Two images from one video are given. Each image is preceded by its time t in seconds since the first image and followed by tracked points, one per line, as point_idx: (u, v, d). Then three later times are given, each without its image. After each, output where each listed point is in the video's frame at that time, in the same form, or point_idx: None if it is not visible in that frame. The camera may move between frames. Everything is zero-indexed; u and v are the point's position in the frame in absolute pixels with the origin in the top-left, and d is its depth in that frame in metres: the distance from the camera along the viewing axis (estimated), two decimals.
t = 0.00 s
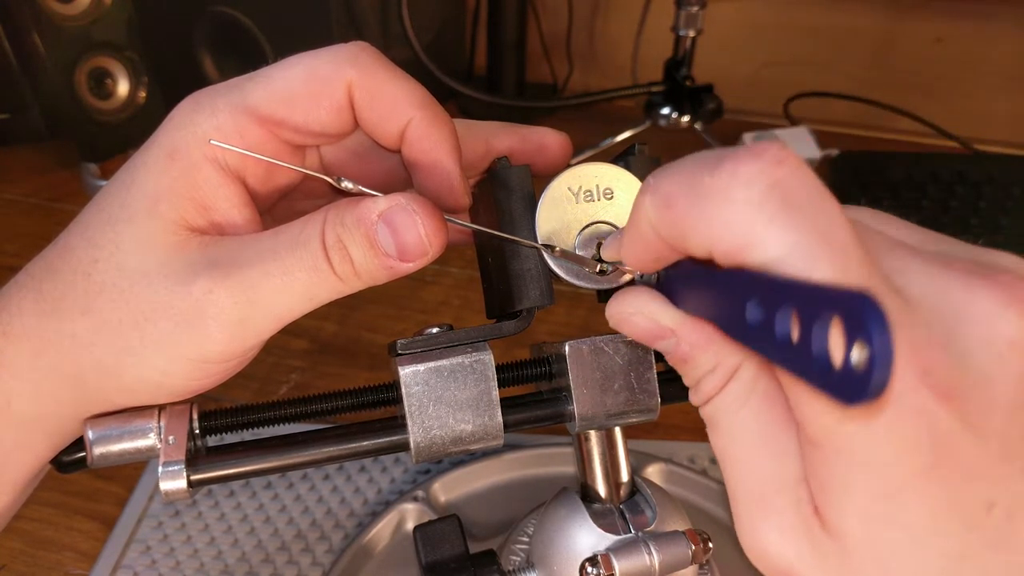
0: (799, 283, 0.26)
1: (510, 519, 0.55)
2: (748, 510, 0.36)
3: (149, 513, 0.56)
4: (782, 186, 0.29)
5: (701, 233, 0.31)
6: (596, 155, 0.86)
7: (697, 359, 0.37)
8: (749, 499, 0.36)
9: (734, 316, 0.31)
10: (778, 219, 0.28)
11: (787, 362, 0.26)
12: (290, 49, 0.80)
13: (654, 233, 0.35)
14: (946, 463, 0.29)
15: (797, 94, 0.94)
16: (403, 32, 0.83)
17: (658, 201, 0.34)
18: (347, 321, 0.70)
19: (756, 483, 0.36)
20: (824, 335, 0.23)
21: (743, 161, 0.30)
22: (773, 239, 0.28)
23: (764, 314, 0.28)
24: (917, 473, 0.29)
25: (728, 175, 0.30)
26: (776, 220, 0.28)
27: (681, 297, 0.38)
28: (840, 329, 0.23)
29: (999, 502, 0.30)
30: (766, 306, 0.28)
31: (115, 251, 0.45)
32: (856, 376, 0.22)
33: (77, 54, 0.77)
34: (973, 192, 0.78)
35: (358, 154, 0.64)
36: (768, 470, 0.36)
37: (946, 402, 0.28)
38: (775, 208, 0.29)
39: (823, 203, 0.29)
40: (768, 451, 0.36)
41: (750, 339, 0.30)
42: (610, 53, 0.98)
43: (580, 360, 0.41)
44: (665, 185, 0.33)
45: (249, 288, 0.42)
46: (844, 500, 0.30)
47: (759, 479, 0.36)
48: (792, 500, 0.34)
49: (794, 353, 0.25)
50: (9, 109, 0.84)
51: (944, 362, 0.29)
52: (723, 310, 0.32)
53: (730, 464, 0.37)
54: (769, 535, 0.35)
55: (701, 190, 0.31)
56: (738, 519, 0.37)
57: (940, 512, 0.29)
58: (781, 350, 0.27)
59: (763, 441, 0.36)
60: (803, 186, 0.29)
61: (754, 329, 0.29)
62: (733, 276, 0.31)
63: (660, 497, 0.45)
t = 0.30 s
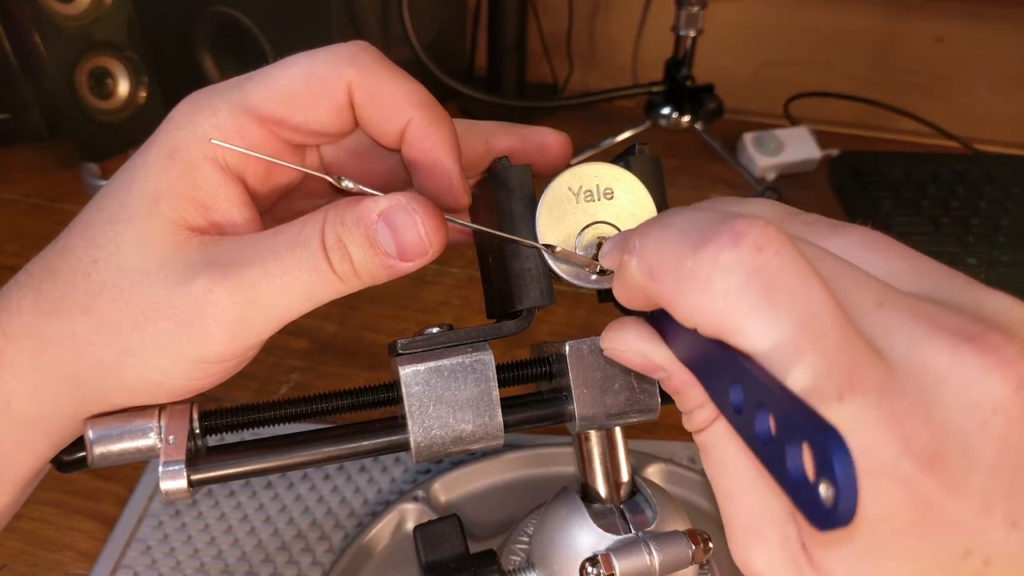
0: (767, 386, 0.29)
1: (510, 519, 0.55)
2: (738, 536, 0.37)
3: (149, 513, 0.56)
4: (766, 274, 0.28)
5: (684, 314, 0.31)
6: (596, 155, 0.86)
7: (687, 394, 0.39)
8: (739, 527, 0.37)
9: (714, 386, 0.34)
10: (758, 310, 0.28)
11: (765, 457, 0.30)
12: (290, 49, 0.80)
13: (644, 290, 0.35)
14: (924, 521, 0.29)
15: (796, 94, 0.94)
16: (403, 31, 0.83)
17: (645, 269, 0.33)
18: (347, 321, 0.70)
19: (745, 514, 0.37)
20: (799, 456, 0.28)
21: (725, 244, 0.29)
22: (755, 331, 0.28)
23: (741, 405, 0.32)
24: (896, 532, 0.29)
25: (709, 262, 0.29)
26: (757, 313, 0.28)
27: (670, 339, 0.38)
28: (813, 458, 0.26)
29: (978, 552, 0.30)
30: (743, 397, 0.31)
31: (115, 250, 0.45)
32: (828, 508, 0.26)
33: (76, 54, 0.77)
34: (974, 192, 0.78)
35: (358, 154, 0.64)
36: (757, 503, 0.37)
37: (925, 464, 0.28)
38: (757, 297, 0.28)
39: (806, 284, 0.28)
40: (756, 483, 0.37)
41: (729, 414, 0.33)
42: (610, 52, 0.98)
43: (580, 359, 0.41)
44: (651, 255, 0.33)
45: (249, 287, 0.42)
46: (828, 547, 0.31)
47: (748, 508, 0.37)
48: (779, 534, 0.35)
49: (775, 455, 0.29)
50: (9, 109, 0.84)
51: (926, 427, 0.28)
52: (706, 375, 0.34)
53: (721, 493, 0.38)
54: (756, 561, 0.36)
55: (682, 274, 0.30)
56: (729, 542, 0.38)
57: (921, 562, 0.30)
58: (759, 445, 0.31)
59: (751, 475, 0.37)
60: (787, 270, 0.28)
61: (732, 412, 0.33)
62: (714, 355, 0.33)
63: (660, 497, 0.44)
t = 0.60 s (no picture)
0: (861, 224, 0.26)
1: (510, 519, 0.55)
2: (781, 484, 0.34)
3: (149, 513, 0.56)
4: (837, 150, 0.29)
5: (752, 200, 0.32)
6: (596, 155, 0.86)
7: (724, 335, 0.36)
8: (781, 474, 0.34)
9: (776, 277, 0.31)
10: (834, 179, 0.29)
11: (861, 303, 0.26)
12: (290, 49, 0.80)
13: (692, 202, 0.36)
14: (1002, 415, 0.28)
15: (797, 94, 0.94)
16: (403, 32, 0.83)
17: (703, 170, 0.34)
18: (347, 321, 0.70)
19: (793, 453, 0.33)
20: (911, 262, 0.24)
21: (797, 128, 0.30)
22: (831, 197, 0.29)
23: (825, 265, 0.28)
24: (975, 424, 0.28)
25: (782, 140, 0.30)
26: (835, 179, 0.29)
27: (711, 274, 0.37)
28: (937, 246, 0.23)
29: None
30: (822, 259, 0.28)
31: (114, 251, 0.45)
32: (958, 292, 0.22)
33: (76, 54, 0.77)
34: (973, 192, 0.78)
35: (358, 154, 0.64)
36: (803, 443, 0.33)
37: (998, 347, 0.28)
38: (832, 169, 0.29)
39: (872, 168, 0.29)
40: (805, 420, 0.33)
41: (800, 290, 0.30)
42: (610, 53, 0.98)
43: (580, 359, 0.41)
44: (712, 154, 0.34)
45: (248, 288, 0.42)
46: (904, 451, 0.29)
47: (794, 451, 0.33)
48: (832, 470, 0.32)
49: (877, 287, 0.25)
50: (9, 109, 0.84)
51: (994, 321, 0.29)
52: (764, 270, 0.32)
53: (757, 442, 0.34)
54: (805, 510, 0.32)
55: (752, 158, 0.31)
56: (768, 498, 0.34)
57: (1002, 467, 0.28)
58: (848, 294, 0.26)
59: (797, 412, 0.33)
60: (856, 153, 0.30)
61: (810, 280, 0.29)
62: (783, 236, 0.30)
63: (660, 497, 0.45)
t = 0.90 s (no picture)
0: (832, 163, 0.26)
1: (510, 520, 0.55)
2: (782, 459, 0.33)
3: (149, 513, 0.56)
4: (806, 101, 0.30)
5: (728, 157, 0.33)
6: (596, 155, 0.86)
7: (723, 310, 0.36)
8: (781, 449, 0.34)
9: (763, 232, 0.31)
10: (804, 126, 0.30)
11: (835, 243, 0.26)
12: (290, 49, 0.80)
13: (675, 171, 0.37)
14: (996, 364, 0.28)
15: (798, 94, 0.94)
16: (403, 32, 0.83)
17: (681, 136, 0.35)
18: (347, 321, 0.70)
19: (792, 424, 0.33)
20: (879, 188, 0.23)
21: (768, 82, 0.31)
22: (800, 144, 0.29)
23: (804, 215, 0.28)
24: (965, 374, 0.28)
25: (752, 96, 0.31)
26: (804, 127, 0.30)
27: (704, 250, 0.38)
28: (895, 170, 0.23)
29: None
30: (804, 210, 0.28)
31: (113, 252, 0.45)
32: (924, 209, 0.22)
33: (77, 54, 0.78)
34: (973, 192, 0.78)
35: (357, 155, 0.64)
36: (801, 413, 0.33)
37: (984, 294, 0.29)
38: (801, 118, 0.30)
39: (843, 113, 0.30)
40: (801, 390, 0.33)
41: (786, 246, 0.30)
42: (610, 53, 0.98)
43: (580, 360, 0.41)
44: (690, 121, 0.35)
45: (248, 289, 0.42)
46: (896, 414, 0.29)
47: (791, 420, 0.33)
48: (830, 440, 0.32)
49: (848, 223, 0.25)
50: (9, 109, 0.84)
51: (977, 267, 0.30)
52: (752, 231, 0.32)
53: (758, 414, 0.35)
54: (806, 487, 0.32)
55: (725, 115, 0.32)
56: (770, 476, 0.34)
57: (999, 421, 0.28)
58: (825, 236, 0.26)
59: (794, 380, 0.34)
60: (827, 101, 0.30)
61: (793, 231, 0.29)
62: (765, 193, 0.31)
63: (660, 497, 0.45)
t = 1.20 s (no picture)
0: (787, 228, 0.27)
1: (510, 519, 0.55)
2: (751, 483, 0.35)
3: (149, 512, 0.56)
4: (772, 148, 0.29)
5: (696, 204, 0.32)
6: (596, 155, 0.86)
7: (697, 336, 0.37)
8: (750, 473, 0.35)
9: (728, 277, 0.32)
10: (767, 178, 0.29)
11: (788, 307, 0.27)
12: (291, 49, 0.80)
13: (650, 207, 0.36)
14: (954, 418, 0.29)
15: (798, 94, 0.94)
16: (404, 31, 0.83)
17: (654, 174, 0.34)
18: (347, 321, 0.70)
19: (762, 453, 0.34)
20: (823, 269, 0.24)
21: (735, 126, 0.30)
22: (762, 199, 0.29)
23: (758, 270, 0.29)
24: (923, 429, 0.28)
25: (719, 142, 0.30)
26: (766, 180, 0.28)
27: (680, 277, 0.38)
28: (839, 259, 0.24)
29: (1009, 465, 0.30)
30: (759, 265, 0.29)
31: (112, 251, 0.45)
32: (860, 298, 0.23)
33: (78, 54, 0.78)
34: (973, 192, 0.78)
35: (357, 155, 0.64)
36: (770, 442, 0.34)
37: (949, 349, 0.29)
38: (766, 167, 0.29)
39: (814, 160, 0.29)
40: (771, 420, 0.34)
41: (746, 295, 0.31)
42: (610, 52, 0.98)
43: (580, 359, 0.41)
44: (662, 159, 0.34)
45: (248, 288, 0.42)
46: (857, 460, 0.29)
47: (760, 450, 0.35)
48: (795, 471, 0.33)
49: (797, 295, 0.26)
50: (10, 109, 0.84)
51: (944, 320, 0.29)
52: (719, 275, 0.32)
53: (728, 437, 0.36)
54: (771, 512, 0.34)
55: (693, 160, 0.31)
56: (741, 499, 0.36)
57: (953, 467, 0.29)
58: (781, 298, 0.27)
59: (764, 410, 0.35)
60: (795, 145, 0.29)
61: (750, 286, 0.30)
62: (730, 242, 0.31)
63: (660, 497, 0.45)
